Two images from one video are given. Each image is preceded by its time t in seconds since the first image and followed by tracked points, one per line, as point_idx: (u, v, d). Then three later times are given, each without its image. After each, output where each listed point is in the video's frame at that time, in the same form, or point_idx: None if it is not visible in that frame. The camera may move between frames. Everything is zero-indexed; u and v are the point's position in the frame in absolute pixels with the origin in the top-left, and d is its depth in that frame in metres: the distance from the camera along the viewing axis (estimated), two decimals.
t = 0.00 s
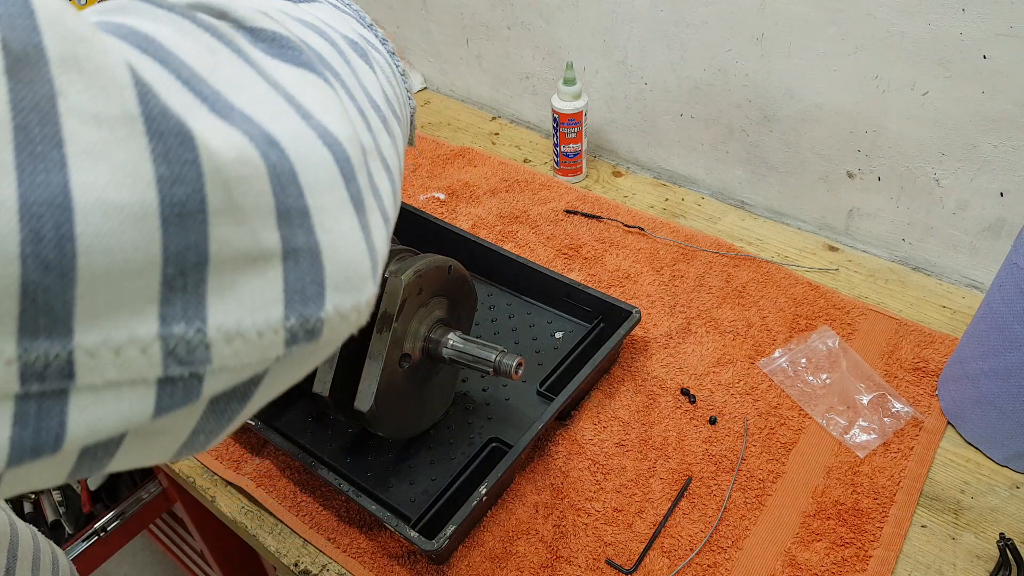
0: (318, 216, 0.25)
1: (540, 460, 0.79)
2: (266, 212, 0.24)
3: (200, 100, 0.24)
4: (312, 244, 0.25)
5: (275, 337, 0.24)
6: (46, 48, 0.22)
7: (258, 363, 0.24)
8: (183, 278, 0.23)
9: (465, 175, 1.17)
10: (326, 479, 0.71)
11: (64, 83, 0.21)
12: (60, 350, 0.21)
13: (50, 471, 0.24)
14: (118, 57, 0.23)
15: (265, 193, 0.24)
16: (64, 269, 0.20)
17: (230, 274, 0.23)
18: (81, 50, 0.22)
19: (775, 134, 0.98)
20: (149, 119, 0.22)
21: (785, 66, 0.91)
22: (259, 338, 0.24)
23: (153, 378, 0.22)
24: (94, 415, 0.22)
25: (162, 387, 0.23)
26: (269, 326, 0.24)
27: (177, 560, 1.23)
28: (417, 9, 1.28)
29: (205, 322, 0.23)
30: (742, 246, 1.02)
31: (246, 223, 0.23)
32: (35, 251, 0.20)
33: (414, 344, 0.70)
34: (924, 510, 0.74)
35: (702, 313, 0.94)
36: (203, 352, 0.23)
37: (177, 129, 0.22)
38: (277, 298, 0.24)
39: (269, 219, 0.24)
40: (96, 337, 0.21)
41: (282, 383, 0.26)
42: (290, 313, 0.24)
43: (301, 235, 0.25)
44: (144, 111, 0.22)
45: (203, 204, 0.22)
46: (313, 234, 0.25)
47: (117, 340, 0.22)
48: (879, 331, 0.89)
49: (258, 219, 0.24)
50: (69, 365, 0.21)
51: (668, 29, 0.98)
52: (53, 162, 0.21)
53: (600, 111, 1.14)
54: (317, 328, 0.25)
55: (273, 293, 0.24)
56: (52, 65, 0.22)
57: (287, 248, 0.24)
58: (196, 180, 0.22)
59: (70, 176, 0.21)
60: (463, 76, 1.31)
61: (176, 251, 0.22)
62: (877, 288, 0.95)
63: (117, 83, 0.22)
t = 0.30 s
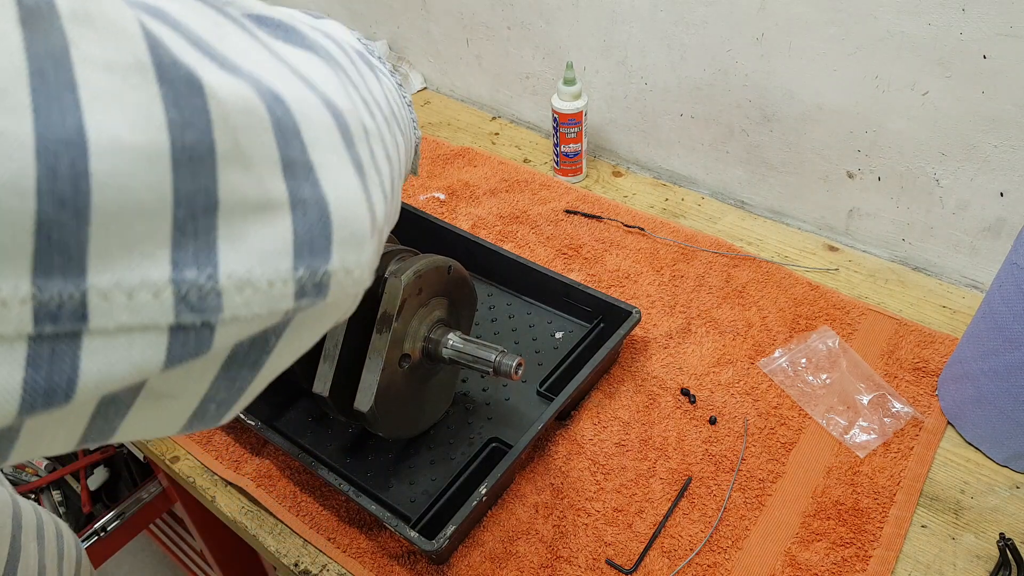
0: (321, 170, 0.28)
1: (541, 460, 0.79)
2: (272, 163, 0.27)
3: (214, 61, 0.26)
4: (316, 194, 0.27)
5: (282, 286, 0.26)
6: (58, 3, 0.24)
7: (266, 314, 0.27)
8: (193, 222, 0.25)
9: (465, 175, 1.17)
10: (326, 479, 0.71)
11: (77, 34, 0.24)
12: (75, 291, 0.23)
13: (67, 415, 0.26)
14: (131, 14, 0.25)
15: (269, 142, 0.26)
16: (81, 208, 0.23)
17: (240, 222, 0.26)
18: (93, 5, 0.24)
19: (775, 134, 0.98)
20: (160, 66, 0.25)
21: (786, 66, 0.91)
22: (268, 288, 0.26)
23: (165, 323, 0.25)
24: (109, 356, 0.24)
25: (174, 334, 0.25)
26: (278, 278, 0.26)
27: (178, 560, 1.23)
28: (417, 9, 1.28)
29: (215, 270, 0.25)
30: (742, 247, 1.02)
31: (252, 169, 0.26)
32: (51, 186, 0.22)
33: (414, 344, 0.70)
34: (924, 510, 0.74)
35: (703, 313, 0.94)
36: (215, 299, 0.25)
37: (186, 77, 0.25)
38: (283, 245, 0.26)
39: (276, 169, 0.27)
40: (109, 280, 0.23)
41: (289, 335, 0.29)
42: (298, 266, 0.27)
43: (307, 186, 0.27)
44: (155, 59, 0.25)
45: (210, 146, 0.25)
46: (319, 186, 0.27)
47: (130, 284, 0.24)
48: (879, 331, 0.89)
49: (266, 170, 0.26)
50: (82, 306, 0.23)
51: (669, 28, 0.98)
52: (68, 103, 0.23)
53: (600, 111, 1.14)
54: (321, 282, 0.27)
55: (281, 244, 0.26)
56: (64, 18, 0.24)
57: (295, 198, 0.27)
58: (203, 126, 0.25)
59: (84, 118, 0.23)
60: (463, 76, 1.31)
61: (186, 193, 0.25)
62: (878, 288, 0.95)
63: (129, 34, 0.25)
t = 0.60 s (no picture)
0: (308, 66, 0.27)
1: (541, 460, 0.79)
2: (257, 54, 0.26)
3: None
4: (310, 92, 0.27)
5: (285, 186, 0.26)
6: None
7: (264, 216, 0.26)
8: (178, 115, 0.24)
9: (465, 175, 1.17)
10: (326, 479, 0.71)
11: None
12: (54, 189, 0.22)
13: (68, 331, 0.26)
14: None
15: (254, 37, 0.26)
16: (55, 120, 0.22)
17: (226, 117, 0.25)
18: None
19: (775, 134, 0.98)
20: None
21: (786, 67, 0.91)
22: (263, 188, 0.26)
23: (154, 226, 0.24)
24: (97, 260, 0.24)
25: (166, 237, 0.24)
26: (274, 176, 0.26)
27: (177, 560, 1.23)
28: (417, 10, 1.28)
29: (204, 167, 0.24)
30: (742, 247, 1.02)
31: (240, 64, 0.25)
32: (20, 73, 0.21)
33: (414, 344, 0.70)
34: (924, 510, 0.74)
35: (703, 313, 0.94)
36: (205, 200, 0.24)
37: None
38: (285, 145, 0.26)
39: (263, 64, 0.26)
40: (91, 177, 0.23)
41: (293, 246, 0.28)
42: (295, 163, 0.26)
43: (298, 82, 0.26)
44: None
45: (188, 36, 0.24)
46: (310, 83, 0.27)
47: (114, 182, 0.23)
48: (878, 331, 0.89)
49: (250, 59, 0.25)
50: (63, 206, 0.22)
51: (668, 29, 0.98)
52: None
53: (600, 111, 1.14)
54: (320, 184, 0.27)
55: (276, 140, 0.26)
56: None
57: (285, 93, 0.26)
58: (180, 13, 0.24)
59: (52, 6, 0.22)
60: (463, 76, 1.31)
61: (167, 83, 0.24)
62: (877, 288, 0.95)
63: None
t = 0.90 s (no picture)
0: (298, 44, 0.24)
1: (541, 460, 0.79)
2: (243, 32, 0.23)
3: None
4: (298, 76, 0.24)
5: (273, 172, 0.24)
6: None
7: (247, 205, 0.24)
8: (161, 100, 0.22)
9: (465, 175, 1.17)
10: (326, 479, 0.71)
11: None
12: (30, 175, 0.20)
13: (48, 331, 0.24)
14: None
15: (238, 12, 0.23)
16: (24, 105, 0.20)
17: (212, 101, 0.23)
18: None
19: (775, 134, 0.98)
20: None
21: (785, 67, 0.91)
22: (247, 176, 0.24)
23: (133, 216, 0.22)
24: (75, 249, 0.22)
25: (148, 228, 0.23)
26: (258, 165, 0.24)
27: (177, 560, 1.23)
28: (417, 9, 1.28)
29: (188, 155, 0.22)
30: (742, 246, 1.02)
31: (223, 43, 0.23)
32: None
33: (414, 344, 0.70)
34: (924, 510, 0.74)
35: (703, 313, 0.94)
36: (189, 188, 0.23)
37: None
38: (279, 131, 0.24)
39: (250, 46, 0.23)
40: (69, 164, 0.21)
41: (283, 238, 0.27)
42: (280, 153, 0.24)
43: (287, 65, 0.24)
44: None
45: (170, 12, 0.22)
46: (300, 67, 0.24)
47: (93, 170, 0.21)
48: (879, 331, 0.89)
49: (238, 43, 0.23)
50: (38, 191, 0.21)
51: (668, 29, 0.98)
52: None
53: (600, 110, 1.14)
54: (307, 169, 0.25)
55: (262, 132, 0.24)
56: None
57: (274, 77, 0.24)
58: None
59: None
60: (463, 76, 1.31)
61: (150, 69, 0.22)
62: (877, 288, 0.95)
63: None
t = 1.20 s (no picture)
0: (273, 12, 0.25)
1: (541, 460, 0.79)
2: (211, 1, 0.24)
3: None
4: (272, 40, 0.25)
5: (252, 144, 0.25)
6: None
7: (222, 179, 0.25)
8: (123, 70, 0.23)
9: (465, 175, 1.17)
10: (327, 479, 0.71)
11: None
12: None
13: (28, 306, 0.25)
14: None
15: None
16: None
17: (180, 72, 0.24)
18: None
19: (775, 134, 0.98)
20: None
21: (785, 67, 0.91)
22: (221, 149, 0.24)
23: (103, 192, 0.23)
24: (44, 234, 0.22)
25: (117, 207, 0.23)
26: (232, 137, 0.24)
27: (177, 560, 1.23)
28: (418, 9, 1.28)
29: (155, 129, 0.23)
30: (742, 246, 1.02)
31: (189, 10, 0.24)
32: None
33: (414, 344, 0.70)
34: (924, 510, 0.74)
35: (703, 313, 0.94)
36: (158, 163, 0.23)
37: None
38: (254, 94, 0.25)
39: (218, 11, 0.24)
40: (30, 139, 0.22)
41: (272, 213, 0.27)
42: (256, 122, 0.25)
43: (261, 31, 0.25)
44: None
45: None
46: (274, 31, 0.25)
47: (56, 145, 0.22)
48: (879, 332, 0.89)
49: (206, 7, 0.24)
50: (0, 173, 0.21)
51: (668, 29, 0.98)
52: None
53: (600, 111, 1.14)
54: (286, 143, 0.25)
55: (231, 96, 0.24)
56: None
57: (246, 43, 0.25)
58: None
59: None
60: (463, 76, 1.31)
61: (108, 32, 0.22)
62: (877, 288, 0.95)
63: None
